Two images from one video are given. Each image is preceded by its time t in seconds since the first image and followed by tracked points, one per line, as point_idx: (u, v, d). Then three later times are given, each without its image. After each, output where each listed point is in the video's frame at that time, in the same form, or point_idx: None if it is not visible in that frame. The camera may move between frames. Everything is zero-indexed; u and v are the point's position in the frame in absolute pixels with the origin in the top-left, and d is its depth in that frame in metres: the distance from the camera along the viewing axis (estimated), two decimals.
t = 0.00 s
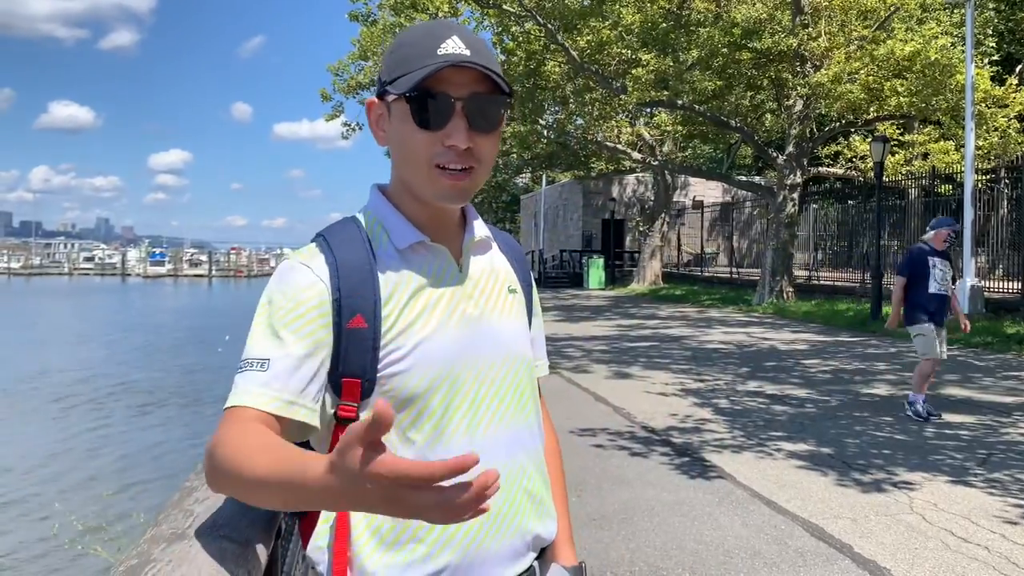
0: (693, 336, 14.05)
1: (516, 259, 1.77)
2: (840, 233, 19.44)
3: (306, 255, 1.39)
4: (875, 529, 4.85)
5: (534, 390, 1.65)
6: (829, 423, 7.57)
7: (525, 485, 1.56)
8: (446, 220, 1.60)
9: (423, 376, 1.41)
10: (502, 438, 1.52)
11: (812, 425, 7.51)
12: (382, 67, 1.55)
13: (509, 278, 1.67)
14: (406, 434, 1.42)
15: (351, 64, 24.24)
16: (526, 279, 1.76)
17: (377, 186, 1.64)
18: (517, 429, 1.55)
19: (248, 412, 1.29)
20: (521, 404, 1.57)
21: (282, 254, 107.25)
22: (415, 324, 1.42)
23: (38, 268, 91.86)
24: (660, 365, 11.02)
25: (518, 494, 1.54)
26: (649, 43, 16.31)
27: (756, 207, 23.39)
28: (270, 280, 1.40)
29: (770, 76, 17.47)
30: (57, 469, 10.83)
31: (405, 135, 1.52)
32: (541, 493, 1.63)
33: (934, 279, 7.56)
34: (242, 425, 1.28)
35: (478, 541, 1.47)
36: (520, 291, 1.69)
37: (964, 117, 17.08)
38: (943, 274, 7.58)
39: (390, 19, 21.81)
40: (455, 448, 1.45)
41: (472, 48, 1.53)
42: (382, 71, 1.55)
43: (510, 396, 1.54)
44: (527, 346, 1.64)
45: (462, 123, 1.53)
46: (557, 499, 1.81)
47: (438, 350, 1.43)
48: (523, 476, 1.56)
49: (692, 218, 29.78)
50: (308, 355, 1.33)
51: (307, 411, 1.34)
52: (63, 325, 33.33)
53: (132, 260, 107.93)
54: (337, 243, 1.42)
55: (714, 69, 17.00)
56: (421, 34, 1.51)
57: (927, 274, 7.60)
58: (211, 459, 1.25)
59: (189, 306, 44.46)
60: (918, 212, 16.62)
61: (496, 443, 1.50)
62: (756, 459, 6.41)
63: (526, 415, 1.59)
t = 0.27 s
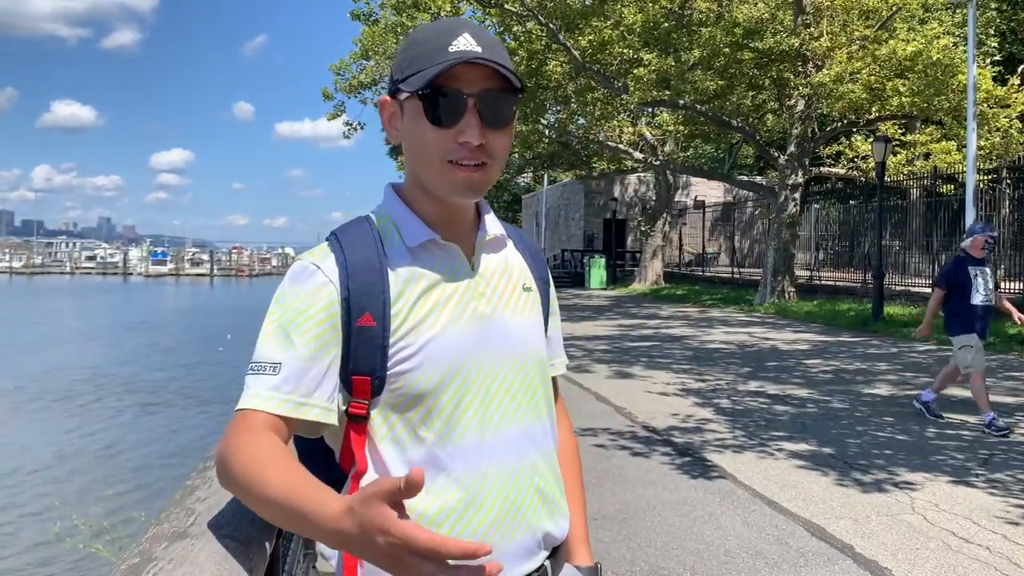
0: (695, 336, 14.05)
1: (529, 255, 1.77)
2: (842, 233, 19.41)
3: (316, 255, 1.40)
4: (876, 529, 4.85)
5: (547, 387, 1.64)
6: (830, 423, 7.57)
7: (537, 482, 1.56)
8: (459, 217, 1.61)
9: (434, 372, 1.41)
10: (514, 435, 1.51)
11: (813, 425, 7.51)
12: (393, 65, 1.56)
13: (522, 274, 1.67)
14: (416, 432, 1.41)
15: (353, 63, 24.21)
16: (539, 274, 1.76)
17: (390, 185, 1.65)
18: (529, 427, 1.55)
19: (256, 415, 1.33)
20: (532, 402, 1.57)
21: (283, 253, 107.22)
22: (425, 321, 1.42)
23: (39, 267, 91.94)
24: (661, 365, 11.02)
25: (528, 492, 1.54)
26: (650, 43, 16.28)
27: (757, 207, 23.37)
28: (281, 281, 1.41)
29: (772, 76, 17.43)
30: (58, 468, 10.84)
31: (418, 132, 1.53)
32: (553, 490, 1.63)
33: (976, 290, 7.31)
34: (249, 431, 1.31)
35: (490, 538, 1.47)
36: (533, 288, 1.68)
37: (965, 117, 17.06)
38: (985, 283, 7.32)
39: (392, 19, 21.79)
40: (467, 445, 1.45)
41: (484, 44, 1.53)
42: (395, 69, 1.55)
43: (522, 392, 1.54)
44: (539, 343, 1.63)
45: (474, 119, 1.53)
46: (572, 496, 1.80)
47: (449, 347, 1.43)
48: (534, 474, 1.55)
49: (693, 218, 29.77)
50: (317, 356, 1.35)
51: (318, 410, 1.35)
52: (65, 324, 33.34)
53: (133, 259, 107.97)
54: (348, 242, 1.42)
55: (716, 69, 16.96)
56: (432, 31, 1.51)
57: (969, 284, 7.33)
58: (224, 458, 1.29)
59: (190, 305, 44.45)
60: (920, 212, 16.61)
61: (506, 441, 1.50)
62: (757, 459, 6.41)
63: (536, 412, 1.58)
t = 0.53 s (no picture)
0: (697, 336, 14.05)
1: (541, 256, 1.77)
2: (844, 233, 19.40)
3: (328, 255, 1.40)
4: (878, 530, 4.85)
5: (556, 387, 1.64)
6: (832, 424, 7.57)
7: (546, 482, 1.56)
8: (470, 218, 1.61)
9: (445, 373, 1.41)
10: (524, 437, 1.52)
11: (815, 425, 7.51)
12: (409, 66, 1.56)
13: (532, 276, 1.67)
14: (426, 432, 1.41)
15: (354, 64, 24.22)
16: (549, 276, 1.75)
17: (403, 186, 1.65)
18: (539, 428, 1.55)
19: (264, 407, 1.32)
20: (541, 402, 1.57)
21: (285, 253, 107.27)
22: (437, 322, 1.42)
23: (41, 266, 92.02)
24: (663, 365, 11.02)
25: (537, 492, 1.54)
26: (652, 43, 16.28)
27: (758, 207, 23.37)
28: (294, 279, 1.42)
29: (774, 77, 17.42)
30: (61, 469, 10.86)
31: (433, 132, 1.53)
32: (564, 489, 1.63)
33: None
34: (258, 425, 1.30)
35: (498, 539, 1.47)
36: (543, 290, 1.68)
37: (967, 117, 17.05)
38: None
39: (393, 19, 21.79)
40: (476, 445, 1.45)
41: (499, 48, 1.54)
42: (411, 70, 1.55)
43: (532, 393, 1.54)
44: (550, 344, 1.63)
45: (490, 122, 1.53)
46: (581, 495, 1.81)
47: (460, 348, 1.43)
48: (543, 475, 1.55)
49: (695, 218, 29.77)
50: (326, 351, 1.34)
51: (328, 409, 1.35)
52: (67, 324, 33.39)
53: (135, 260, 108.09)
54: (359, 241, 1.43)
55: (717, 69, 16.94)
56: (450, 34, 1.52)
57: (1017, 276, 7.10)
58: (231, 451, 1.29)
59: (192, 306, 44.50)
60: (922, 212, 16.61)
61: (516, 442, 1.50)
62: (759, 459, 6.41)
63: (545, 413, 1.58)
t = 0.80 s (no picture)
0: (700, 337, 14.05)
1: (543, 258, 1.77)
2: (846, 233, 19.38)
3: (337, 256, 1.40)
4: (881, 531, 4.84)
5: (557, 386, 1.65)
6: (835, 424, 7.57)
7: (548, 481, 1.57)
8: (473, 220, 1.61)
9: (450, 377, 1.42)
10: (526, 436, 1.52)
11: (818, 426, 7.51)
12: (415, 69, 1.56)
13: (535, 279, 1.67)
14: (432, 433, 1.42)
15: (357, 65, 24.23)
16: (551, 278, 1.76)
17: (407, 187, 1.66)
18: (541, 428, 1.56)
19: (297, 415, 1.29)
20: (543, 403, 1.58)
21: (287, 254, 107.31)
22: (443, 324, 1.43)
23: (44, 268, 92.21)
24: (665, 366, 11.01)
25: (540, 492, 1.54)
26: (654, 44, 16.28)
27: (761, 208, 23.37)
28: (305, 279, 1.42)
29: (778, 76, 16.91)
30: (65, 470, 10.89)
31: (438, 135, 1.52)
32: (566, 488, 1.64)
33: None
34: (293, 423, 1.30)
35: (502, 538, 1.47)
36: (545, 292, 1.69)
37: (970, 117, 17.04)
38: None
39: (396, 21, 21.82)
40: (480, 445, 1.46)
41: (505, 52, 1.54)
42: (416, 72, 1.55)
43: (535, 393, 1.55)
44: (552, 346, 1.64)
45: (495, 125, 1.53)
46: (581, 492, 1.81)
47: (466, 352, 1.44)
48: (546, 476, 1.56)
49: (698, 219, 29.78)
50: (337, 351, 1.34)
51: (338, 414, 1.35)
52: (70, 325, 33.46)
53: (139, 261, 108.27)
54: (367, 244, 1.43)
55: (720, 70, 16.94)
56: (456, 38, 1.52)
57: None
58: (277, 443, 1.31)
59: (196, 307, 44.59)
60: (924, 212, 16.60)
61: (519, 442, 1.51)
62: (762, 460, 6.40)
63: (548, 413, 1.58)
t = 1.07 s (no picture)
0: (702, 337, 14.04)
1: (544, 258, 1.77)
2: (850, 233, 19.36)
3: (344, 259, 1.41)
4: (884, 531, 4.83)
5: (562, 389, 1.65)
6: (839, 424, 7.56)
7: (553, 482, 1.56)
8: (478, 221, 1.61)
9: (457, 376, 1.42)
10: (532, 437, 1.52)
11: (821, 426, 7.50)
12: (418, 70, 1.56)
13: (538, 278, 1.67)
14: (440, 432, 1.42)
15: (360, 67, 24.24)
16: (552, 277, 1.76)
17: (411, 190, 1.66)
18: (546, 428, 1.55)
19: (294, 418, 1.33)
20: (549, 403, 1.57)
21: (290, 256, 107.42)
22: (449, 324, 1.43)
23: (47, 269, 92.37)
24: (668, 367, 11.01)
25: (547, 492, 1.54)
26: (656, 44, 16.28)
27: (764, 208, 23.36)
28: (311, 282, 1.42)
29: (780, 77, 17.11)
30: (69, 471, 10.91)
31: (445, 136, 1.53)
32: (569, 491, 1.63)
33: None
34: (297, 439, 1.31)
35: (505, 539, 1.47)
36: (548, 291, 1.69)
37: (973, 117, 17.01)
38: None
39: (398, 22, 21.81)
40: (486, 445, 1.46)
41: (508, 51, 1.54)
42: (420, 73, 1.55)
43: (539, 395, 1.54)
44: (556, 345, 1.64)
45: (500, 125, 1.53)
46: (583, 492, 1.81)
47: (472, 350, 1.44)
48: (551, 475, 1.55)
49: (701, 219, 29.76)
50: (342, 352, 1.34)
51: (347, 411, 1.35)
52: (73, 327, 33.49)
53: (142, 262, 108.47)
54: (375, 246, 1.43)
55: (722, 70, 16.94)
56: (459, 38, 1.52)
57: None
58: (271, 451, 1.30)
59: (199, 309, 44.59)
60: (928, 212, 16.57)
61: (525, 442, 1.50)
62: (766, 460, 6.40)
63: (553, 413, 1.58)
